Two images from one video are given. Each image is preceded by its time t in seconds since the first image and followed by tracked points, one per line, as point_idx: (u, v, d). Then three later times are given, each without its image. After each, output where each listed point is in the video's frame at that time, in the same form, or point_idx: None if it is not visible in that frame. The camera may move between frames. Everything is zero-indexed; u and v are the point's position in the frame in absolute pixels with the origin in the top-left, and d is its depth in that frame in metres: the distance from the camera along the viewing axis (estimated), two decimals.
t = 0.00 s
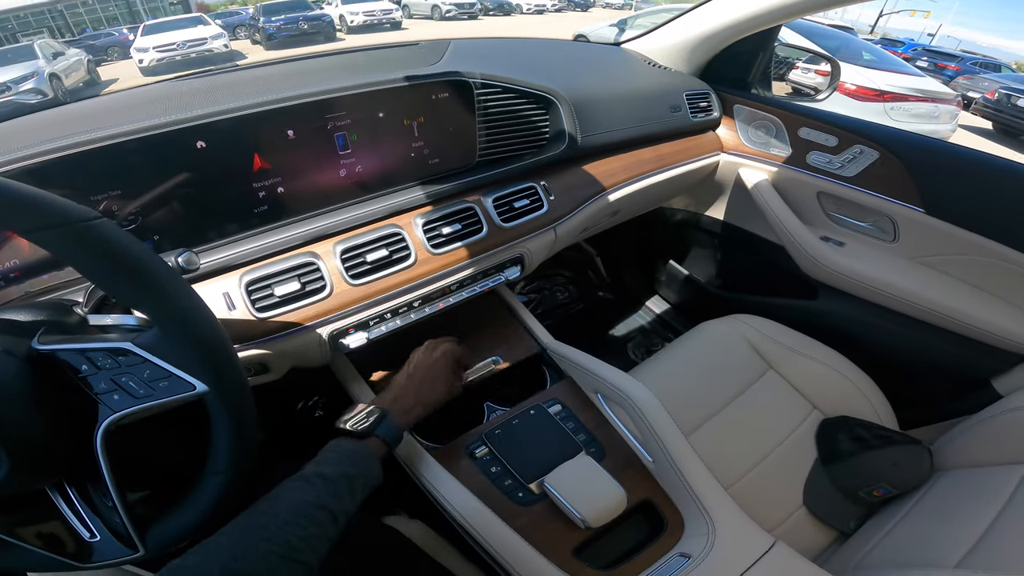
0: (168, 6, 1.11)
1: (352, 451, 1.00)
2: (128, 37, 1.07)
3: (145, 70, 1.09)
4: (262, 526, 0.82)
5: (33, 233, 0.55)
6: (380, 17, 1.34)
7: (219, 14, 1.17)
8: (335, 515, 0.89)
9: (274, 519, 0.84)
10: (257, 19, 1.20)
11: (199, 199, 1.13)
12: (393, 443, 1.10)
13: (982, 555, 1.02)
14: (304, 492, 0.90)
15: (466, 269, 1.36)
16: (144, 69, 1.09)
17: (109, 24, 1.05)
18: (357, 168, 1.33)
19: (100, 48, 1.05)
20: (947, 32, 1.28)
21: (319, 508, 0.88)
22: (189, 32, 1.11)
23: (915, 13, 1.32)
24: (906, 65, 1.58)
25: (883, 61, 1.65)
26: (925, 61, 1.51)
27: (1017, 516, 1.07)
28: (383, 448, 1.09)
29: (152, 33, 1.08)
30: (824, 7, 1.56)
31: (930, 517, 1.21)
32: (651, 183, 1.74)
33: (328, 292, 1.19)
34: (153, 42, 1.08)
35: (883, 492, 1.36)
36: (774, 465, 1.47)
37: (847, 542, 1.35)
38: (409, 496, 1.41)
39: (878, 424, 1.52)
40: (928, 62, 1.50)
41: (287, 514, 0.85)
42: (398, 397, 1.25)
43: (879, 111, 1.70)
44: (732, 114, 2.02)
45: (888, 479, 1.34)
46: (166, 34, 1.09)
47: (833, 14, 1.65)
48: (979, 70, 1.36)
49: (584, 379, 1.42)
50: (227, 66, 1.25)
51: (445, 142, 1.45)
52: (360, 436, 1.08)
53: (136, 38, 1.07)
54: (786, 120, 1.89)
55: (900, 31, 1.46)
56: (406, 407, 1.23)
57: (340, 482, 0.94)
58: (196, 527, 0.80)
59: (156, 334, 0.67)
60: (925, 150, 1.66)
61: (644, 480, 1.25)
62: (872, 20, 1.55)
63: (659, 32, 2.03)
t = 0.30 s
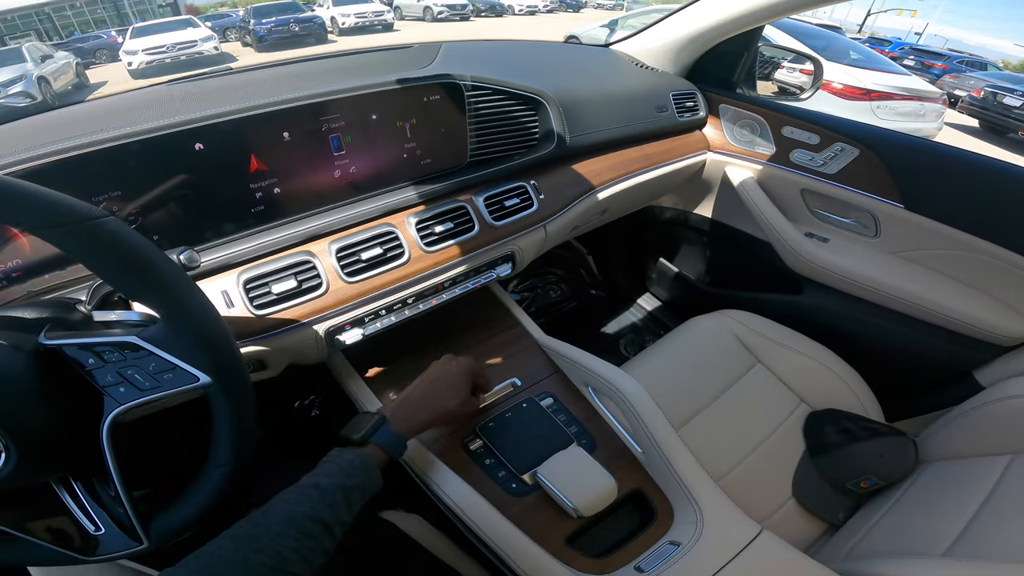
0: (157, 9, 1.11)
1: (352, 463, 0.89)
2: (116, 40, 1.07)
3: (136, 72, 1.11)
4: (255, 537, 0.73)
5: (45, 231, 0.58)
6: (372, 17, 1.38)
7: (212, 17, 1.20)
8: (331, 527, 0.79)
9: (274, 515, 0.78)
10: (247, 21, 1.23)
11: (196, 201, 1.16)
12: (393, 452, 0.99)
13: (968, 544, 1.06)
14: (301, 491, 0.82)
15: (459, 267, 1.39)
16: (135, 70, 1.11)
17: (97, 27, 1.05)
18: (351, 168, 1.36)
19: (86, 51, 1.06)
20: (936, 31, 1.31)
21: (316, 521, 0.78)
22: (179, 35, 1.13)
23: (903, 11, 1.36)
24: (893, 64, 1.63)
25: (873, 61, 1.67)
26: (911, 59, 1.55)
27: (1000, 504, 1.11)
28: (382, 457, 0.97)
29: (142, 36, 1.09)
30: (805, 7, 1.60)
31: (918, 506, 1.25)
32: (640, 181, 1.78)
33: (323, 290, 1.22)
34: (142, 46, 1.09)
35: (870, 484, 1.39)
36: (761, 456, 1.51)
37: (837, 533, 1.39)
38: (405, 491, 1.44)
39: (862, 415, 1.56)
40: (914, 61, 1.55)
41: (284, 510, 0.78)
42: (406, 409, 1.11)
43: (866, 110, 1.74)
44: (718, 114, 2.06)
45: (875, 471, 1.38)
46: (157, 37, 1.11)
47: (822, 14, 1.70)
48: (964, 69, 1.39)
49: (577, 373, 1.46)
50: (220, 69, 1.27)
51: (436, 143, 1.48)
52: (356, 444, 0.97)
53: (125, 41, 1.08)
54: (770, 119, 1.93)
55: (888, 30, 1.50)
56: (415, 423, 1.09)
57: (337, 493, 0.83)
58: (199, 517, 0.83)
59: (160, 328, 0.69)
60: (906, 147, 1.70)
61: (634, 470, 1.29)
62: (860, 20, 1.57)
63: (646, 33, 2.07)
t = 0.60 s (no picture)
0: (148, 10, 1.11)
1: (342, 457, 0.87)
2: (104, 41, 1.07)
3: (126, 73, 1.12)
4: (253, 532, 0.73)
5: (50, 243, 0.58)
6: (365, 18, 1.40)
7: (201, 19, 1.19)
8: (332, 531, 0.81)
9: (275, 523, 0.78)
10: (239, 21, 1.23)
11: (194, 207, 1.16)
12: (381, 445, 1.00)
13: (965, 539, 1.07)
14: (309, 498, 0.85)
15: (458, 270, 1.40)
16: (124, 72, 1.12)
17: (86, 28, 1.05)
18: (349, 173, 1.36)
19: (74, 53, 1.06)
20: (925, 28, 1.32)
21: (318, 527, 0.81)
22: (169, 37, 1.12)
23: (892, 8, 1.35)
24: (882, 62, 1.64)
25: (861, 58, 1.69)
26: (901, 56, 1.57)
27: (995, 500, 1.12)
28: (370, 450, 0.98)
29: (129, 36, 1.09)
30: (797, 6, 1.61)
31: (913, 501, 1.27)
32: (636, 181, 1.78)
33: (324, 294, 1.22)
34: (131, 46, 1.09)
35: (867, 480, 1.41)
36: (760, 455, 1.52)
37: (834, 529, 1.41)
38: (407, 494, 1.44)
39: (859, 412, 1.58)
40: (904, 58, 1.56)
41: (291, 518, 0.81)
42: (399, 401, 1.10)
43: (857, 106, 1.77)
44: (712, 114, 2.07)
45: (871, 467, 1.40)
46: (143, 37, 1.10)
47: (813, 13, 1.72)
48: (954, 65, 1.42)
49: (576, 374, 1.47)
50: (214, 73, 1.26)
51: (434, 146, 1.49)
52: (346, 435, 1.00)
53: (114, 42, 1.07)
54: (764, 119, 1.95)
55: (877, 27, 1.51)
56: (409, 414, 1.09)
57: (329, 487, 0.82)
58: (207, 524, 0.83)
59: (166, 337, 0.70)
60: (898, 146, 1.71)
61: (634, 470, 1.30)
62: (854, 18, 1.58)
63: (640, 34, 2.09)
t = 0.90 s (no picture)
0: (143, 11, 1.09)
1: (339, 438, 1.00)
2: (99, 41, 1.05)
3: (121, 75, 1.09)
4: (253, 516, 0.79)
5: (20, 244, 0.56)
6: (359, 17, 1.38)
7: (197, 19, 1.16)
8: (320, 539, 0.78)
9: (266, 526, 0.79)
10: (238, 22, 1.20)
11: (182, 206, 1.13)
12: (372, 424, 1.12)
13: (967, 542, 1.05)
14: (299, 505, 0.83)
15: (452, 270, 1.38)
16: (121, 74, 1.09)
17: (81, 28, 1.03)
18: (341, 171, 1.34)
19: (70, 54, 1.04)
20: (920, 26, 1.33)
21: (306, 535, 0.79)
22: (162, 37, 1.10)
23: (888, 7, 1.34)
24: (880, 61, 1.62)
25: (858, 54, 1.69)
26: (898, 55, 1.56)
27: (998, 502, 1.10)
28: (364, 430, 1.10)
29: (127, 38, 1.07)
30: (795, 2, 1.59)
31: (914, 503, 1.25)
32: (633, 180, 1.77)
33: (314, 295, 1.20)
34: (127, 47, 1.07)
35: (867, 481, 1.39)
36: (760, 457, 1.50)
37: (836, 531, 1.39)
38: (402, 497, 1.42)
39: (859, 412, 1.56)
40: (902, 56, 1.55)
41: (282, 526, 0.79)
42: (378, 390, 1.25)
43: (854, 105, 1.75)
44: (710, 111, 2.06)
45: (872, 468, 1.38)
46: (138, 39, 1.08)
47: (810, 10, 1.70)
48: (950, 64, 1.41)
49: (572, 374, 1.45)
50: (204, 71, 1.24)
51: (427, 144, 1.46)
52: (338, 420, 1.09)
53: (110, 43, 1.06)
54: (762, 116, 1.93)
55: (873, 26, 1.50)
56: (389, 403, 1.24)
57: (329, 464, 0.93)
58: (192, 530, 0.81)
59: (144, 341, 0.68)
60: (898, 143, 1.70)
61: (632, 473, 1.28)
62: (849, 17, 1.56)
63: (637, 31, 2.07)
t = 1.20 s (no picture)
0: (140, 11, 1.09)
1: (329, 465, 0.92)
2: (97, 42, 1.05)
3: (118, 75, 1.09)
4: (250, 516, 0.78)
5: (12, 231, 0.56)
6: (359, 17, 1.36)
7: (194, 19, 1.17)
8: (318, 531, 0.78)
9: (263, 517, 0.79)
10: (235, 23, 1.19)
11: (177, 201, 1.14)
12: (348, 487, 0.92)
13: (966, 537, 1.06)
14: (297, 497, 0.83)
15: (448, 264, 1.38)
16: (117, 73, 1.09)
17: (77, 29, 1.02)
18: (336, 165, 1.34)
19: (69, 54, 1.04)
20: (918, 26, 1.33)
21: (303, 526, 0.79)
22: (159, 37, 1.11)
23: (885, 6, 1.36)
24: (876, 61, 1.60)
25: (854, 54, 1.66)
26: (896, 54, 1.52)
27: (996, 497, 1.11)
28: (336, 492, 0.89)
29: (123, 39, 1.07)
30: None
31: (912, 499, 1.25)
32: (630, 176, 1.77)
33: (310, 289, 1.20)
34: (126, 48, 1.07)
35: (865, 476, 1.39)
36: (757, 452, 1.51)
37: (835, 526, 1.40)
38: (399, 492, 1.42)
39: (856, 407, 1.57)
40: (898, 56, 1.52)
41: (280, 519, 0.79)
42: (370, 435, 1.06)
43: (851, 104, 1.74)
44: (706, 108, 2.06)
45: (869, 463, 1.38)
46: (137, 41, 1.08)
47: (807, 8, 1.71)
48: (947, 64, 1.40)
49: (569, 369, 1.45)
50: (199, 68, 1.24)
51: (423, 140, 1.47)
52: (308, 480, 0.90)
53: (107, 44, 1.06)
54: (758, 113, 1.93)
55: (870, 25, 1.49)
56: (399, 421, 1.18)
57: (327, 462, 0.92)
58: (185, 522, 0.81)
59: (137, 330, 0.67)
60: (893, 138, 1.70)
61: (630, 467, 1.28)
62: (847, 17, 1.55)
63: (633, 29, 2.07)
